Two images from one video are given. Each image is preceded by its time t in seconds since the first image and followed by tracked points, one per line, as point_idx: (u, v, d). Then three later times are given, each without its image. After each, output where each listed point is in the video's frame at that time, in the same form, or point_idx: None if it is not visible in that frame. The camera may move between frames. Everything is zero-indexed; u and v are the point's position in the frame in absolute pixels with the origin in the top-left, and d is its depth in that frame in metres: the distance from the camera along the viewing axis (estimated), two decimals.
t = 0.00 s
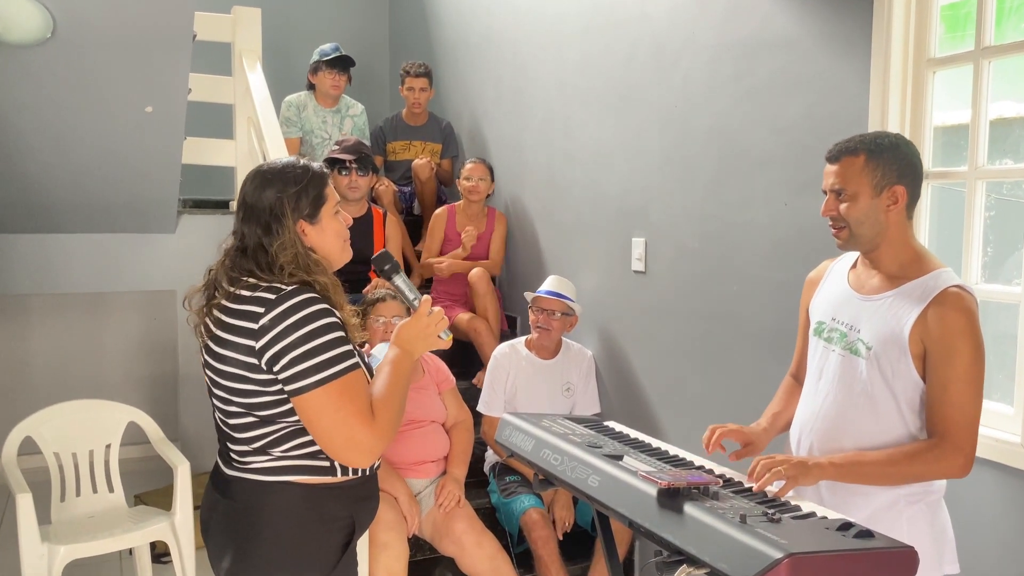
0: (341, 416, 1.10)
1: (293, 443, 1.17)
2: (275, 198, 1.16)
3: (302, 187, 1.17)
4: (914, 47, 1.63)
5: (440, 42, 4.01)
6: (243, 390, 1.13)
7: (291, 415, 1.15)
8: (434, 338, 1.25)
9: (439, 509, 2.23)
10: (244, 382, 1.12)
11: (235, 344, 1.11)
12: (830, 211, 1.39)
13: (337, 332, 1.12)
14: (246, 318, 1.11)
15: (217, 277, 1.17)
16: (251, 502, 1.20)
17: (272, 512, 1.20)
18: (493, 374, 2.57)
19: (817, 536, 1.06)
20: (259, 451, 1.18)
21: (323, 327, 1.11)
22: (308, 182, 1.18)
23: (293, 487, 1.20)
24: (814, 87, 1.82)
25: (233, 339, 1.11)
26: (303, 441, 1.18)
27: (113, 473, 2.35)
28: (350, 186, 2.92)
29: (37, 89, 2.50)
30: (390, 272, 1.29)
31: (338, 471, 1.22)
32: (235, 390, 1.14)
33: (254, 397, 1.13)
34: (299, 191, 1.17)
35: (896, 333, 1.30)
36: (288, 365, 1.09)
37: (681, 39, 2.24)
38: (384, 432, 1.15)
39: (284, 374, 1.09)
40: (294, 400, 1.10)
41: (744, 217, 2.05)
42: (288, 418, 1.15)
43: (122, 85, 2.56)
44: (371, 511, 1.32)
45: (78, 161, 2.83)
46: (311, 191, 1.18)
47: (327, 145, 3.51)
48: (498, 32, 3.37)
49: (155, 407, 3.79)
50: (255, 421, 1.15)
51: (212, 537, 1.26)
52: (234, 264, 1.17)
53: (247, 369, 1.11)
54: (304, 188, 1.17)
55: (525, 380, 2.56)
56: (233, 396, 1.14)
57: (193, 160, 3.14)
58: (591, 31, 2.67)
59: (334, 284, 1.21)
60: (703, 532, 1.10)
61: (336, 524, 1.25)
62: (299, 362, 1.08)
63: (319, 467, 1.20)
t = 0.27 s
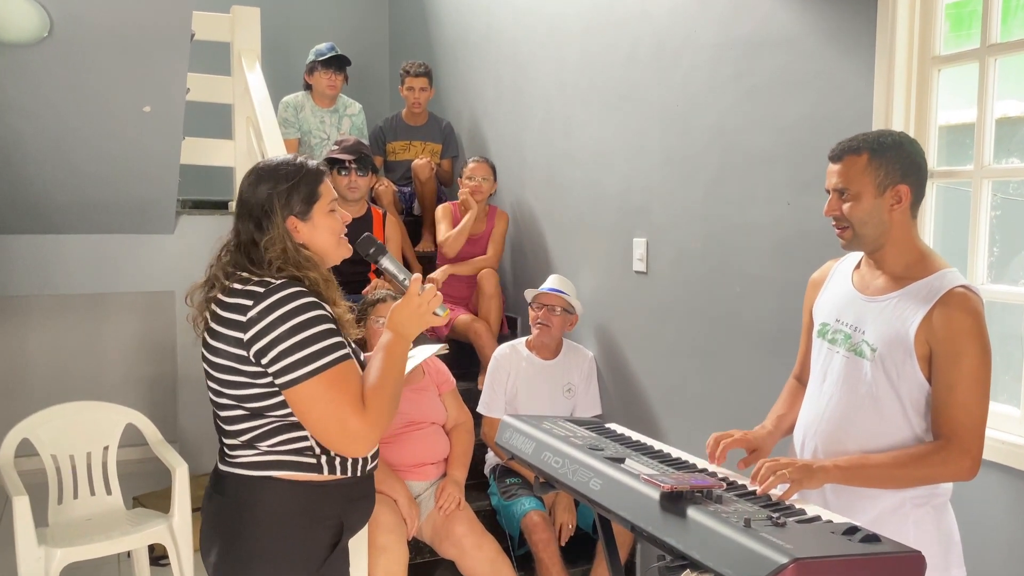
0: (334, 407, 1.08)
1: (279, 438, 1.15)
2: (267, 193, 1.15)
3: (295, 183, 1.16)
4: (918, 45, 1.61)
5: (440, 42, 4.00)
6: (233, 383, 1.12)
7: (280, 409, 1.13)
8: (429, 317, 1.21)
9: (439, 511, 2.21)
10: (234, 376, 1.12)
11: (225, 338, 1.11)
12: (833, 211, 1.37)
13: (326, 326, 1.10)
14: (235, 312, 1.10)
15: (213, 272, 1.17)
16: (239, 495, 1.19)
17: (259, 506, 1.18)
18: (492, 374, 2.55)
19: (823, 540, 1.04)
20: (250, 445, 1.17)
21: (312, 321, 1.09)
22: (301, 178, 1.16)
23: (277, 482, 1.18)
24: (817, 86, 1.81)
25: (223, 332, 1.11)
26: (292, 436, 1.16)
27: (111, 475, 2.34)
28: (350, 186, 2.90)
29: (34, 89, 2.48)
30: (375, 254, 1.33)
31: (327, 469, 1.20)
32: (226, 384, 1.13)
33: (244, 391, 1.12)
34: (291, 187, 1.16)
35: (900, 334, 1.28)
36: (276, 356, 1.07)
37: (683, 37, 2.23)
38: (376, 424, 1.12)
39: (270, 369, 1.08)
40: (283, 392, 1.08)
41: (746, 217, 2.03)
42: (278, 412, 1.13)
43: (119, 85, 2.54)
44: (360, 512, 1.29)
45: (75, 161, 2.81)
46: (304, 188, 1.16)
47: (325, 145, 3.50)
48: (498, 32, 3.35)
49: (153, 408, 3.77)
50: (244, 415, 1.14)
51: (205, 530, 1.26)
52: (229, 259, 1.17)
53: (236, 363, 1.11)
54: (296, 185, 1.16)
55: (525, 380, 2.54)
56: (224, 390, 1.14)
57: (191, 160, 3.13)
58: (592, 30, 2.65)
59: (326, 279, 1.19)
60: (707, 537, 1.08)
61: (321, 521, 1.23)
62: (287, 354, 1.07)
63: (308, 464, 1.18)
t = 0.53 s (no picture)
0: (292, 404, 1.15)
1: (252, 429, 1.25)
2: (262, 198, 1.27)
3: (287, 192, 1.26)
4: (923, 43, 1.60)
5: (440, 42, 3.99)
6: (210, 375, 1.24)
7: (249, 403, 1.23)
8: (410, 331, 1.25)
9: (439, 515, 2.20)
10: (213, 366, 1.23)
11: (207, 332, 1.22)
12: (836, 212, 1.36)
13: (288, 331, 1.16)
14: (216, 308, 1.21)
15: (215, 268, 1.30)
16: (225, 483, 1.29)
17: (242, 494, 1.28)
18: (493, 376, 2.53)
19: (829, 546, 1.03)
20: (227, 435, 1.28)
21: (276, 323, 1.16)
22: (295, 187, 1.26)
23: (255, 471, 1.28)
24: (821, 86, 1.79)
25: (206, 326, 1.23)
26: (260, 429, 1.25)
27: (109, 478, 2.32)
28: (349, 187, 2.89)
29: (32, 89, 2.47)
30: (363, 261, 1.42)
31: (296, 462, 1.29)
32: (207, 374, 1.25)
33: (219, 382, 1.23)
34: (284, 195, 1.26)
35: (905, 336, 1.27)
36: (240, 355, 1.15)
37: (685, 37, 2.21)
38: (333, 424, 1.17)
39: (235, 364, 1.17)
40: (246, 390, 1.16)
41: (749, 218, 2.02)
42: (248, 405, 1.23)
43: (118, 85, 2.53)
44: (337, 507, 1.37)
45: (74, 162, 2.80)
46: (296, 196, 1.26)
47: (325, 146, 3.48)
48: (499, 32, 3.34)
49: (153, 410, 3.76)
50: (221, 405, 1.26)
51: (200, 519, 1.37)
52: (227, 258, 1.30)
53: (214, 355, 1.22)
54: (288, 193, 1.26)
55: (526, 383, 2.53)
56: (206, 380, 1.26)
57: (190, 160, 3.11)
58: (593, 29, 2.64)
59: (308, 283, 1.29)
60: (711, 542, 1.07)
61: (298, 512, 1.31)
62: (249, 354, 1.14)
63: (276, 456, 1.27)
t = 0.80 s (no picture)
0: (252, 392, 1.19)
1: (227, 419, 1.30)
2: (256, 199, 1.33)
3: (277, 194, 1.32)
4: (927, 42, 1.59)
5: (441, 43, 3.98)
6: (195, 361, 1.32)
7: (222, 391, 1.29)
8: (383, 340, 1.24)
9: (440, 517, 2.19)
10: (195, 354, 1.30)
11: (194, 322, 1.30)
12: (844, 216, 1.34)
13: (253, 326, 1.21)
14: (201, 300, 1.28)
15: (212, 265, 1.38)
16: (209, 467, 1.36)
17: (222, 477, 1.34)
18: (495, 377, 2.52)
19: (834, 549, 1.02)
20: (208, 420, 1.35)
21: (243, 317, 1.21)
22: (285, 190, 1.32)
23: (226, 458, 1.34)
24: (824, 85, 1.78)
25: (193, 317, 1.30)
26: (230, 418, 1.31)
27: (109, 479, 2.31)
28: (350, 188, 2.88)
29: (33, 89, 2.46)
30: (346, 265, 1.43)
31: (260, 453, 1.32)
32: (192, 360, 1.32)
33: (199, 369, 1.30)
34: (274, 198, 1.32)
35: (909, 336, 1.26)
36: (209, 344, 1.21)
37: (686, 36, 2.21)
38: (285, 419, 1.19)
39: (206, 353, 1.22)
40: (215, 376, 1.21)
41: (751, 218, 2.01)
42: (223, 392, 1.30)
43: (118, 85, 2.52)
44: (307, 502, 1.39)
45: (75, 163, 2.79)
46: (284, 199, 1.31)
47: (325, 147, 3.48)
48: (499, 33, 3.33)
49: (153, 411, 3.75)
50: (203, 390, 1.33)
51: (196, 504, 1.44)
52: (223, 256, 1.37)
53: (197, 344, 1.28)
54: (277, 195, 1.31)
55: (528, 385, 2.52)
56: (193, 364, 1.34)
57: (190, 161, 3.10)
58: (594, 29, 2.63)
59: (289, 283, 1.33)
60: (715, 545, 1.06)
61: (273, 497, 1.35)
62: (215, 343, 1.20)
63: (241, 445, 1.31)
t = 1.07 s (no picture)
0: (224, 372, 1.22)
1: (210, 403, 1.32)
2: (254, 197, 1.37)
3: (272, 192, 1.34)
4: (928, 45, 1.60)
5: (443, 44, 3.99)
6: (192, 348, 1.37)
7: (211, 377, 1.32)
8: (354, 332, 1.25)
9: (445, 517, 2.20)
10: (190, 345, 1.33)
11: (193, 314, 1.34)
12: (845, 221, 1.34)
13: (234, 314, 1.24)
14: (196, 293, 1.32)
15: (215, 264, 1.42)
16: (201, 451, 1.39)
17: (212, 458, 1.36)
18: (496, 379, 2.53)
19: (838, 548, 1.03)
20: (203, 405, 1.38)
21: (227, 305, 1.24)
22: (280, 188, 1.35)
23: (218, 443, 1.36)
24: (825, 87, 1.79)
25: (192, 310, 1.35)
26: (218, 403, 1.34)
27: (114, 480, 2.32)
28: (353, 190, 2.90)
29: (38, 92, 2.47)
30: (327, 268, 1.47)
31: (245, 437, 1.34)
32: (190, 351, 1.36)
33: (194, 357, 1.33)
34: (269, 196, 1.34)
35: (911, 338, 1.27)
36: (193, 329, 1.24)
37: (689, 38, 2.21)
38: (254, 401, 1.21)
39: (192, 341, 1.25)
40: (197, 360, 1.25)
41: (753, 219, 2.02)
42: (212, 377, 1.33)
43: (123, 88, 2.53)
44: (294, 490, 1.39)
45: (79, 165, 2.80)
46: (278, 196, 1.34)
47: (327, 149, 3.49)
48: (501, 35, 3.34)
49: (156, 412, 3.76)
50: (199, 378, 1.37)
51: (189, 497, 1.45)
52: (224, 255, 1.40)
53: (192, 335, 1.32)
54: (272, 193, 1.34)
55: (529, 386, 2.53)
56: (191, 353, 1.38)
57: (194, 163, 3.12)
58: (596, 31, 2.64)
59: (278, 277, 1.34)
60: (720, 544, 1.07)
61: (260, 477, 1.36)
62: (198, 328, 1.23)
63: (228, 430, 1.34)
